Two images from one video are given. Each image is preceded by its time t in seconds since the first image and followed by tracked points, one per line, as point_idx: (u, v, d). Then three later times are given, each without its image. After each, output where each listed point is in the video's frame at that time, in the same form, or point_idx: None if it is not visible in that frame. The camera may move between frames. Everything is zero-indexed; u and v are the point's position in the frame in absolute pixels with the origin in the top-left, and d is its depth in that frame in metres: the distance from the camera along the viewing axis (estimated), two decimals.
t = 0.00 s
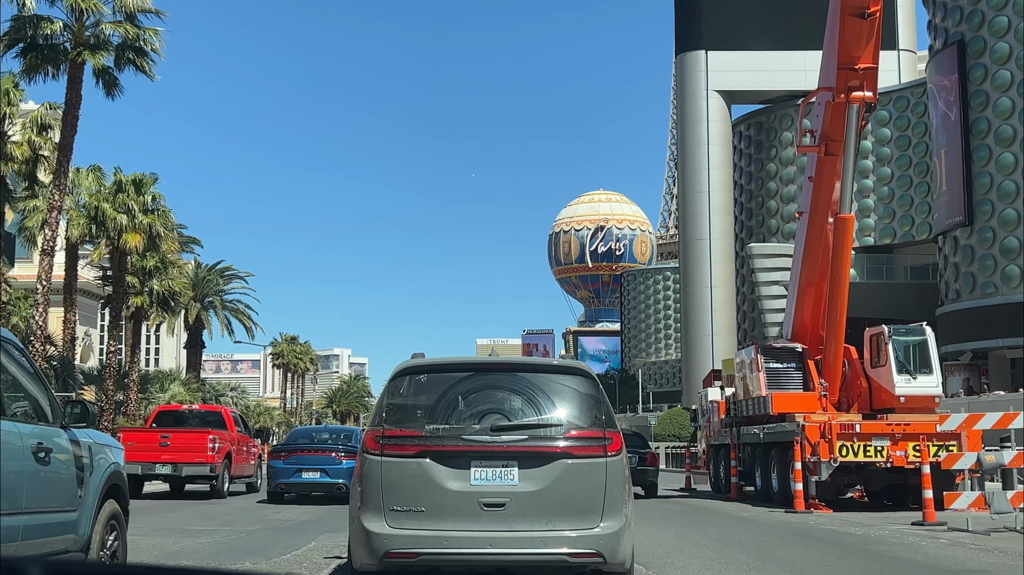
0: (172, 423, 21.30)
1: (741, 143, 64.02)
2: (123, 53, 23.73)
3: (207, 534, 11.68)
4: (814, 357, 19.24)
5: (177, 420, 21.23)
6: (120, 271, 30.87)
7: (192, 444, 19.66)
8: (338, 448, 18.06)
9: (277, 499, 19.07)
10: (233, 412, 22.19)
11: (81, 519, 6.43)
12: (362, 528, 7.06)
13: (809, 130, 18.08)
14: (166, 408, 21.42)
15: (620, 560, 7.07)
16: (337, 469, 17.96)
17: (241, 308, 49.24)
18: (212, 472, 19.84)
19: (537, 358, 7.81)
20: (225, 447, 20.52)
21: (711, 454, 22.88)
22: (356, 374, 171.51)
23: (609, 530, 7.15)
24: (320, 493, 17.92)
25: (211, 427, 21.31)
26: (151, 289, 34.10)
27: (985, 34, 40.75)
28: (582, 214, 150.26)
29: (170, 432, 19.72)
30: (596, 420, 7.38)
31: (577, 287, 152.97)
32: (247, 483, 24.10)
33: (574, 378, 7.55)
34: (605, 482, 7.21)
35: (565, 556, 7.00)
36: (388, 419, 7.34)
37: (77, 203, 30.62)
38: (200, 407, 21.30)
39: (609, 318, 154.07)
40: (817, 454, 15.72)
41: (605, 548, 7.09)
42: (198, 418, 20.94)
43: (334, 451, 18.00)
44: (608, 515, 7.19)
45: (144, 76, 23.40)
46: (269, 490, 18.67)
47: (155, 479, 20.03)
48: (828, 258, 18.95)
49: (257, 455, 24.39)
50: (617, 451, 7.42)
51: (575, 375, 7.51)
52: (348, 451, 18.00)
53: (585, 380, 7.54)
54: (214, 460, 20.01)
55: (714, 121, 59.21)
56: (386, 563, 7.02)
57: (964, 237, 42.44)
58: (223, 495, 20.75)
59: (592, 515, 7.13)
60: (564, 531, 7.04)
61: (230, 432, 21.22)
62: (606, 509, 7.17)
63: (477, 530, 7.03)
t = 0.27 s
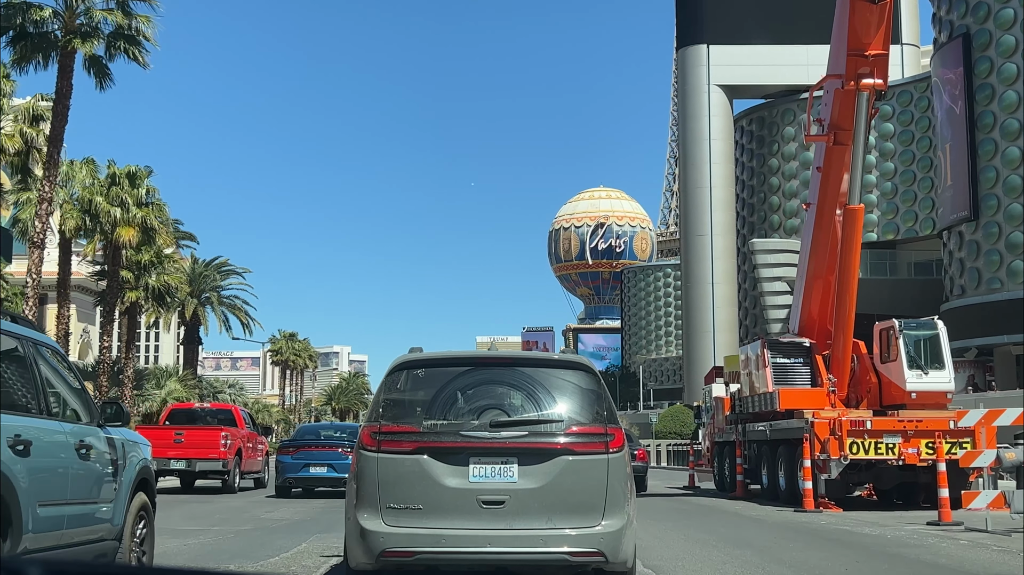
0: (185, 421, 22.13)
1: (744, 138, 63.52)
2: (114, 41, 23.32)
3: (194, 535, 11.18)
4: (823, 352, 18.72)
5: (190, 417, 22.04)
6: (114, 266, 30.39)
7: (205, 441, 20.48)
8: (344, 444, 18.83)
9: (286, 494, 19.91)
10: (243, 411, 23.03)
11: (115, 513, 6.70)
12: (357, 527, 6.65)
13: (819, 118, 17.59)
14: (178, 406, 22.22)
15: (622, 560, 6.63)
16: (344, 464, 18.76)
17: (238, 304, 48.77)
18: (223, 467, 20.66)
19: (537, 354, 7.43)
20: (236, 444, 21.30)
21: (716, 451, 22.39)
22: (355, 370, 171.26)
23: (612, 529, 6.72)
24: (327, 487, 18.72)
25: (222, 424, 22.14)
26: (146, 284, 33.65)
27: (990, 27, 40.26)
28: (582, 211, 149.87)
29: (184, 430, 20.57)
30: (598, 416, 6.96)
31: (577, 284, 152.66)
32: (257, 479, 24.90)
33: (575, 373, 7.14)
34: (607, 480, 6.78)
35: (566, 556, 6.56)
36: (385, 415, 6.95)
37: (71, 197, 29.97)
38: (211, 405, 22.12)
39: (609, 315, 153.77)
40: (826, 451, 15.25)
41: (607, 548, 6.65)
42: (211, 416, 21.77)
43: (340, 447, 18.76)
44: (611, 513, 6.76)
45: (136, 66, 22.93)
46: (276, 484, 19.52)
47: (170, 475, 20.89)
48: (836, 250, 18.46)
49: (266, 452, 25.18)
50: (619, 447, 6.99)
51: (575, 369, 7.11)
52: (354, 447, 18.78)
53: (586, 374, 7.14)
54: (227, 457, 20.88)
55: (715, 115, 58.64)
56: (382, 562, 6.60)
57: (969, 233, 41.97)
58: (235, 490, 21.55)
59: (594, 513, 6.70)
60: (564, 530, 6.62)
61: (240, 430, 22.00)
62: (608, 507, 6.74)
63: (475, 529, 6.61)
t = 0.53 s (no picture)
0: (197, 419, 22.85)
1: (746, 133, 63.01)
2: (106, 30, 22.98)
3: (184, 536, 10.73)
4: (831, 347, 18.27)
5: (202, 416, 22.76)
6: (109, 260, 29.95)
7: (217, 439, 21.22)
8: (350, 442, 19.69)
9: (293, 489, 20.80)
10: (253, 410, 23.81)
11: (144, 501, 7.73)
12: (355, 525, 6.49)
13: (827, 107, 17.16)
14: (190, 405, 22.95)
15: (627, 559, 6.47)
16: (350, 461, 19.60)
17: (236, 300, 48.32)
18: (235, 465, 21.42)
19: (537, 347, 7.24)
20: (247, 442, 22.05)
21: (720, 449, 21.92)
22: (355, 368, 170.75)
23: (615, 527, 6.55)
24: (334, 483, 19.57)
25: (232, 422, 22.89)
26: (142, 279, 33.07)
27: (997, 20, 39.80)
28: (582, 208, 149.35)
29: (198, 428, 21.31)
30: (602, 412, 6.76)
31: (577, 281, 152.22)
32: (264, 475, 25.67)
33: (578, 368, 6.94)
34: (610, 477, 6.61)
35: (570, 554, 6.41)
36: (384, 410, 6.74)
37: (63, 188, 29.41)
38: (222, 404, 22.86)
39: (610, 311, 153.52)
40: (837, 449, 14.81)
41: (611, 546, 6.49)
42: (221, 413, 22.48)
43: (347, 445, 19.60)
44: (614, 511, 6.59)
45: (129, 54, 22.56)
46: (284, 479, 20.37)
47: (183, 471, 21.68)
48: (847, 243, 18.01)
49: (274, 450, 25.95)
50: (623, 442, 6.82)
51: (579, 363, 6.89)
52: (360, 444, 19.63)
53: (589, 370, 6.93)
54: (238, 453, 21.65)
55: (717, 110, 58.05)
56: (382, 560, 6.45)
57: (975, 227, 41.53)
58: (245, 486, 22.33)
59: (597, 511, 6.54)
60: (567, 528, 6.46)
61: (250, 429, 22.73)
62: (612, 505, 6.58)
63: (476, 526, 6.45)
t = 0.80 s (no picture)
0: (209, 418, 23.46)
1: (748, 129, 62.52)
2: (97, 19, 22.62)
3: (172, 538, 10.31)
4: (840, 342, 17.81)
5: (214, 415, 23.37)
6: (103, 255, 29.45)
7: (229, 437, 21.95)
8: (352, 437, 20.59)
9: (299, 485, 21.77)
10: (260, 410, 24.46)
11: (172, 495, 8.32)
12: (351, 523, 6.38)
13: (836, 96, 16.72)
14: (202, 405, 23.60)
15: (627, 557, 6.35)
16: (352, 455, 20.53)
17: (233, 296, 47.81)
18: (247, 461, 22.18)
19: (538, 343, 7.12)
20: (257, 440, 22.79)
21: (725, 447, 21.45)
22: (354, 366, 170.15)
23: (616, 525, 6.42)
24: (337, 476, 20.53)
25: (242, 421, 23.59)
26: (138, 274, 32.36)
27: (1002, 13, 39.39)
28: (583, 205, 148.83)
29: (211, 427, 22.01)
30: (602, 409, 6.63)
31: (577, 279, 151.74)
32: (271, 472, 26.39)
33: (578, 364, 6.82)
34: (609, 476, 6.48)
35: (569, 553, 6.29)
36: (382, 407, 6.63)
37: (56, 182, 28.95)
38: (232, 404, 23.56)
39: (610, 309, 153.10)
40: (848, 447, 14.38)
41: (611, 544, 6.37)
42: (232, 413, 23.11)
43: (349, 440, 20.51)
44: (615, 509, 6.46)
45: (121, 43, 22.15)
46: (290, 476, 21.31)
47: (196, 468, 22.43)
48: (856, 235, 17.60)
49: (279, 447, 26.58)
50: (623, 440, 6.70)
51: (579, 360, 6.78)
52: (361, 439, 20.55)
53: (589, 366, 6.80)
54: (249, 451, 22.28)
55: (719, 105, 57.41)
56: (379, 560, 6.35)
57: (980, 223, 41.12)
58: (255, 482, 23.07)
59: (597, 508, 6.42)
60: (567, 527, 6.33)
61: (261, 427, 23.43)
62: (612, 503, 6.45)
63: (474, 524, 6.35)
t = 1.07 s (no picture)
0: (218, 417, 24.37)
1: (750, 126, 62.09)
2: (89, 10, 22.30)
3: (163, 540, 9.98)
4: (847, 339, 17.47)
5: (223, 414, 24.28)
6: (97, 251, 29.04)
7: (238, 436, 22.87)
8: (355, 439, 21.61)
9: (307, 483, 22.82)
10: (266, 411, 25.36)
11: (191, 490, 8.89)
12: (351, 522, 6.43)
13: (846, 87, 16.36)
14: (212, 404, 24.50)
15: (627, 557, 6.40)
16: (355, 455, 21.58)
17: (231, 294, 47.41)
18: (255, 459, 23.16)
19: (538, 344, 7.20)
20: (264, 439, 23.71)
21: (729, 446, 21.06)
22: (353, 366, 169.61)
23: (613, 525, 6.47)
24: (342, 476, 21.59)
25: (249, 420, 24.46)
26: (133, 272, 31.97)
27: (1008, 9, 39.05)
28: (583, 204, 148.42)
29: (222, 427, 22.90)
30: (601, 409, 6.70)
31: (577, 278, 151.37)
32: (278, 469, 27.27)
33: (577, 365, 6.88)
34: (609, 476, 6.54)
35: (568, 553, 6.33)
36: (381, 408, 6.69)
37: (50, 177, 28.59)
38: (241, 404, 24.46)
39: (611, 308, 152.72)
40: (858, 446, 14.01)
41: (610, 544, 6.42)
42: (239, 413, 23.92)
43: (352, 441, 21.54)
44: (613, 509, 6.52)
45: (113, 35, 21.79)
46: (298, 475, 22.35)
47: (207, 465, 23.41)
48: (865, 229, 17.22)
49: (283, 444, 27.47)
50: (623, 440, 6.75)
51: (578, 359, 6.84)
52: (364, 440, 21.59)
53: (588, 368, 6.87)
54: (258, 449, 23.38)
55: (721, 102, 56.93)
56: (378, 560, 6.39)
57: (985, 220, 40.79)
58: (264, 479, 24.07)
59: (596, 507, 6.47)
60: (566, 526, 6.38)
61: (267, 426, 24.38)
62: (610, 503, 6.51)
63: (474, 524, 6.39)
